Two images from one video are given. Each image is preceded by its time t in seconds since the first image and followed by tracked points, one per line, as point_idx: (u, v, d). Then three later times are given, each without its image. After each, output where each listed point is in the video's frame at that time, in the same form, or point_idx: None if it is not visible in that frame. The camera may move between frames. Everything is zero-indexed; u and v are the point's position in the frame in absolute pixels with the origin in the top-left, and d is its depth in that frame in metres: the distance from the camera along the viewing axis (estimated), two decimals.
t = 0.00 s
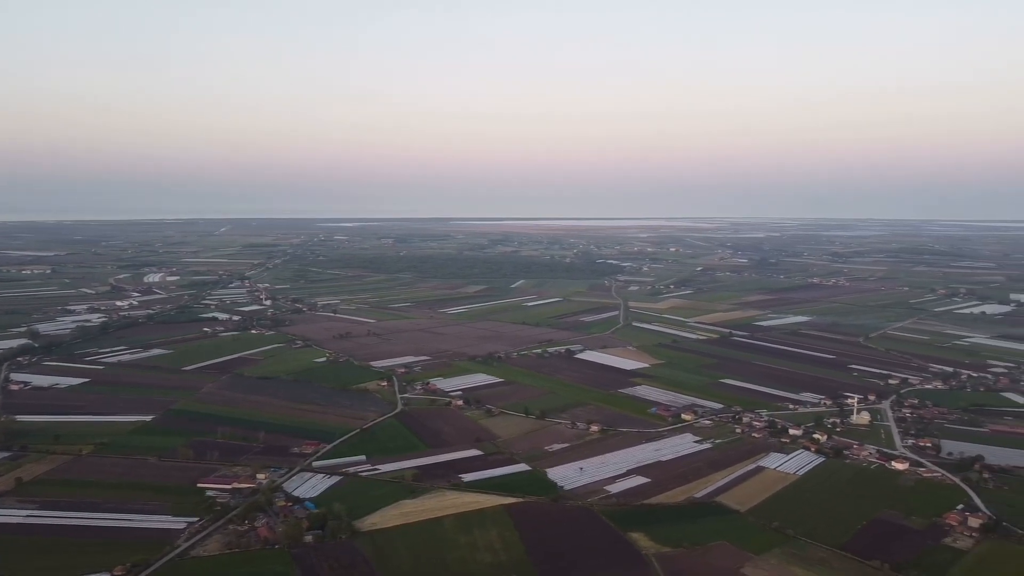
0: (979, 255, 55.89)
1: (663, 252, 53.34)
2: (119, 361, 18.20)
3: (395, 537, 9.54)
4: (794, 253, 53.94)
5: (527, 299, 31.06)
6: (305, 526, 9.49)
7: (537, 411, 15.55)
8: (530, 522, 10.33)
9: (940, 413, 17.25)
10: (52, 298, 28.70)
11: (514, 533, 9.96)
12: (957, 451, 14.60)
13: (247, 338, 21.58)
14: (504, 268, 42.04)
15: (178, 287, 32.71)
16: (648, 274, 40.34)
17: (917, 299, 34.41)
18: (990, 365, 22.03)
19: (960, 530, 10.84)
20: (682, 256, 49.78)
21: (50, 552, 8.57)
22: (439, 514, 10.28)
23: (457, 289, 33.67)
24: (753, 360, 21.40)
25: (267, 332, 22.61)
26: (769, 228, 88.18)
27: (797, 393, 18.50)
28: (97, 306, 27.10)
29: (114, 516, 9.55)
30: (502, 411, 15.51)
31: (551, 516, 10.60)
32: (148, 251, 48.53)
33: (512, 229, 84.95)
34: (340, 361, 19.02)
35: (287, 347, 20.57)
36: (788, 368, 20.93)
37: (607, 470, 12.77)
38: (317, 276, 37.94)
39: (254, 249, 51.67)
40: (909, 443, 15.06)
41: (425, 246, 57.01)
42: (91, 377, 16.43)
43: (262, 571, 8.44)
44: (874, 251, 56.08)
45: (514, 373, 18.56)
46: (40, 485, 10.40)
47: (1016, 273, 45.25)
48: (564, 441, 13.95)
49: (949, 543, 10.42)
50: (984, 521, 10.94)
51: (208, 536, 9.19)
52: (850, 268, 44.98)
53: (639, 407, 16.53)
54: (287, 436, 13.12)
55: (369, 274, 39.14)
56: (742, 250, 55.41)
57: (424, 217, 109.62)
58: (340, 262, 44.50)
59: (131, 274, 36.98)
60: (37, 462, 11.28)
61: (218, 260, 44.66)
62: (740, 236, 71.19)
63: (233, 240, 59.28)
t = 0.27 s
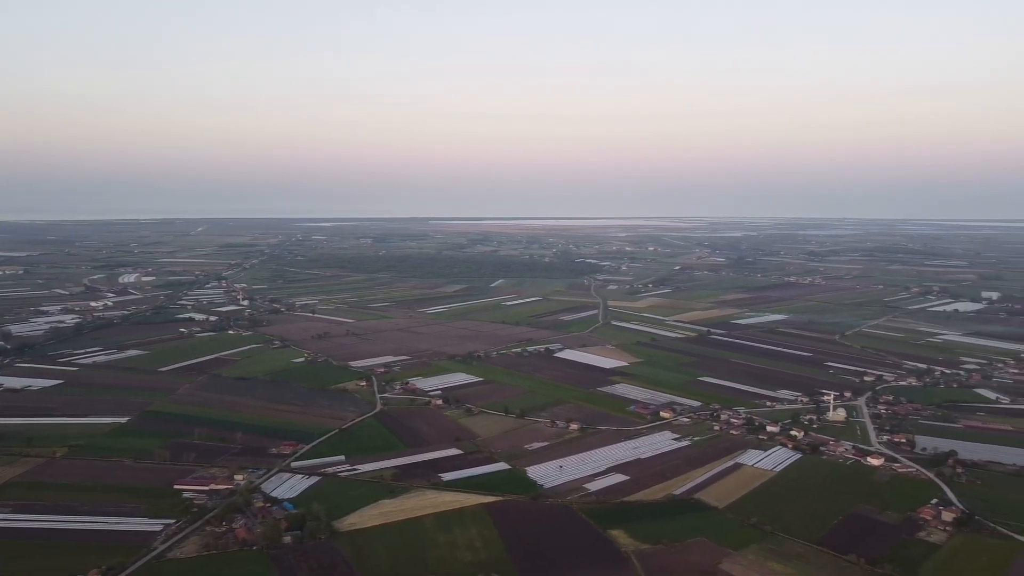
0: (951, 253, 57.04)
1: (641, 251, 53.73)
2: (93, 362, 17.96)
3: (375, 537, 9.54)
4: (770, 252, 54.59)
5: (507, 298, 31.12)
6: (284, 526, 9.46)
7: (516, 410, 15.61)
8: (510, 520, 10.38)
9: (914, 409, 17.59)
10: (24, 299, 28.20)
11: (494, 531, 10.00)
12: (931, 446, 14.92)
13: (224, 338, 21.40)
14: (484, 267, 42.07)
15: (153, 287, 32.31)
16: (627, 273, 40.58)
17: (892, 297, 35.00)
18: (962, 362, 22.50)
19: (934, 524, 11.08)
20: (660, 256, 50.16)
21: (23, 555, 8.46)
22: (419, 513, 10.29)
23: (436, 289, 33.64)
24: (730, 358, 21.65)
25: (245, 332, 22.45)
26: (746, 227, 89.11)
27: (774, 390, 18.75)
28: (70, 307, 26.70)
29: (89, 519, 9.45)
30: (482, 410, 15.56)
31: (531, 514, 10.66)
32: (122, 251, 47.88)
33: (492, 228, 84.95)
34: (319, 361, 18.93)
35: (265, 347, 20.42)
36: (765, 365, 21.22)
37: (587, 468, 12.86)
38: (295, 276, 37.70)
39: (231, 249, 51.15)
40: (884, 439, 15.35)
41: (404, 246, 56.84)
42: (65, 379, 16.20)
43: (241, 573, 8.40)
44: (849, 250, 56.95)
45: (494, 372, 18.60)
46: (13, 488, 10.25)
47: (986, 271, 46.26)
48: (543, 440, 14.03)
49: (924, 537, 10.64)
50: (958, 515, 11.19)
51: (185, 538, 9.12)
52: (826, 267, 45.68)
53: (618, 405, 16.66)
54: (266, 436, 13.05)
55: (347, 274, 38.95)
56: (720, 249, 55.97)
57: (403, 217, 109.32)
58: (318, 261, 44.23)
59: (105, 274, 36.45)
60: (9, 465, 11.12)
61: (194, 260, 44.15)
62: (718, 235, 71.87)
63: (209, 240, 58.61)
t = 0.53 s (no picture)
0: (930, 252, 57.87)
1: (625, 250, 53.99)
2: (73, 363, 17.76)
3: (359, 537, 9.54)
4: (752, 251, 55.04)
5: (490, 298, 31.15)
6: (267, 527, 9.42)
7: (500, 409, 15.66)
8: (494, 520, 10.41)
9: (894, 406, 17.86)
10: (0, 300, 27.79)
11: (478, 531, 10.03)
12: (911, 443, 15.15)
13: (206, 339, 21.24)
14: (468, 267, 42.07)
15: (133, 288, 31.98)
16: (610, 272, 40.75)
17: (872, 295, 35.45)
18: (941, 359, 22.84)
19: (915, 519, 11.25)
20: (644, 255, 50.44)
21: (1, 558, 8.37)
22: (402, 513, 10.29)
23: (420, 289, 33.59)
24: (713, 357, 21.83)
25: (227, 333, 22.31)
26: (729, 227, 89.78)
27: (757, 388, 18.95)
28: (49, 307, 26.37)
29: (69, 521, 9.36)
30: (466, 409, 15.58)
31: (515, 513, 10.70)
32: (102, 251, 47.36)
33: (476, 228, 84.91)
34: (302, 361, 18.86)
35: (247, 347, 20.31)
36: (747, 364, 21.42)
37: (571, 466, 12.93)
38: (278, 276, 37.48)
39: (212, 250, 50.71)
40: (865, 436, 15.57)
41: (388, 246, 56.66)
42: (44, 380, 16.01)
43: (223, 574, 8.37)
44: (830, 249, 57.60)
45: (478, 372, 18.63)
46: None
47: (964, 270, 46.98)
48: (527, 439, 14.08)
49: (905, 532, 10.81)
50: (937, 511, 11.38)
51: (167, 540, 9.07)
52: (807, 266, 46.16)
53: (602, 404, 16.76)
54: (249, 437, 13.00)
55: (331, 274, 38.78)
56: (703, 248, 56.36)
57: (387, 216, 109.05)
58: (301, 262, 43.98)
59: (84, 275, 36.03)
60: None
61: (175, 261, 43.73)
62: (701, 234, 72.32)
63: (191, 240, 58.04)
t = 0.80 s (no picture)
0: (906, 251, 58.78)
1: (606, 250, 54.22)
2: (49, 365, 17.52)
3: (341, 537, 9.52)
4: (733, 250, 55.53)
5: (472, 297, 31.15)
6: (248, 529, 9.38)
7: (482, 409, 15.69)
8: (476, 519, 10.44)
9: (872, 403, 18.13)
10: None
11: (460, 530, 10.06)
12: (890, 440, 15.39)
13: (185, 339, 21.04)
14: (450, 267, 42.02)
15: (111, 288, 31.57)
16: (592, 272, 40.92)
17: (850, 294, 35.91)
18: (918, 357, 23.22)
19: (894, 515, 11.45)
20: (625, 254, 50.71)
21: None
22: (385, 513, 10.29)
23: (402, 288, 33.52)
24: (694, 355, 22.03)
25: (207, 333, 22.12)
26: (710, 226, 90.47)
27: (738, 386, 19.15)
28: (24, 308, 25.95)
29: (46, 524, 9.26)
30: (448, 409, 15.59)
31: (497, 512, 10.74)
32: (79, 252, 46.74)
33: (458, 227, 84.83)
34: (282, 361, 18.75)
35: (227, 348, 20.15)
36: (728, 362, 21.63)
37: (553, 465, 12.99)
38: (258, 276, 37.20)
39: (191, 250, 50.17)
40: (845, 433, 15.80)
41: (370, 246, 56.43)
42: (19, 382, 15.78)
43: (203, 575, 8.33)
44: (809, 248, 58.27)
45: (460, 371, 18.65)
46: None
47: (940, 268, 47.77)
48: (510, 438, 14.13)
49: (883, 528, 10.99)
50: (915, 506, 11.59)
51: (146, 542, 9.00)
52: (787, 265, 46.68)
53: (584, 403, 16.85)
54: (229, 438, 12.91)
55: (311, 274, 38.56)
56: (684, 248, 56.76)
57: (369, 216, 108.61)
58: (281, 261, 43.67)
59: (59, 275, 35.50)
60: None
61: (152, 261, 43.22)
62: (682, 234, 72.78)
63: (169, 240, 57.38)
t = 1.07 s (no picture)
0: (881, 250, 59.75)
1: (585, 249, 54.46)
2: (22, 366, 17.24)
3: (321, 538, 9.51)
4: (710, 249, 56.07)
5: (451, 297, 31.14)
6: (225, 530, 9.33)
7: (462, 408, 15.71)
8: (457, 518, 10.47)
9: (848, 400, 18.44)
10: None
11: (440, 529, 10.08)
12: (865, 436, 15.67)
13: (161, 340, 20.81)
14: (429, 266, 41.96)
15: (84, 289, 31.10)
16: (571, 271, 41.09)
17: (826, 292, 36.43)
18: (893, 354, 23.64)
19: (869, 510, 11.68)
20: (603, 254, 50.99)
21: None
22: (364, 513, 10.29)
23: (381, 288, 33.41)
24: (673, 353, 22.23)
25: (183, 334, 21.90)
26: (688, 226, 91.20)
27: (716, 384, 19.37)
28: None
29: (18, 528, 9.13)
30: (427, 408, 15.60)
31: (477, 511, 10.78)
32: (51, 252, 45.98)
33: (437, 227, 84.69)
34: (260, 361, 18.62)
35: (204, 348, 19.96)
36: (706, 360, 21.86)
37: (533, 463, 13.07)
38: (235, 276, 36.87)
39: (167, 250, 49.55)
40: (821, 429, 16.05)
41: (349, 245, 56.14)
42: None
43: None
44: (785, 247, 59.00)
45: (439, 370, 18.66)
46: None
47: (913, 267, 48.65)
48: (489, 437, 14.18)
49: (859, 523, 11.21)
50: (890, 501, 11.83)
51: (122, 545, 8.92)
52: (764, 264, 47.23)
53: (563, 401, 16.95)
54: (206, 439, 12.81)
55: (289, 274, 38.29)
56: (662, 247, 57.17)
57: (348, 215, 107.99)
58: (258, 262, 43.29)
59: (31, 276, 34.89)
60: None
61: (127, 261, 42.64)
62: (661, 233, 73.30)
63: (144, 240, 56.63)
